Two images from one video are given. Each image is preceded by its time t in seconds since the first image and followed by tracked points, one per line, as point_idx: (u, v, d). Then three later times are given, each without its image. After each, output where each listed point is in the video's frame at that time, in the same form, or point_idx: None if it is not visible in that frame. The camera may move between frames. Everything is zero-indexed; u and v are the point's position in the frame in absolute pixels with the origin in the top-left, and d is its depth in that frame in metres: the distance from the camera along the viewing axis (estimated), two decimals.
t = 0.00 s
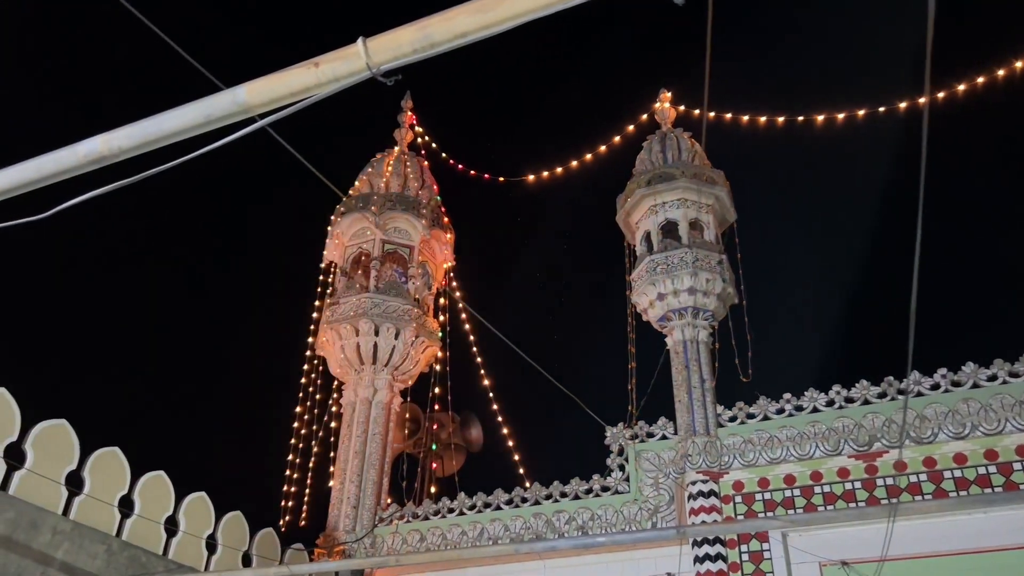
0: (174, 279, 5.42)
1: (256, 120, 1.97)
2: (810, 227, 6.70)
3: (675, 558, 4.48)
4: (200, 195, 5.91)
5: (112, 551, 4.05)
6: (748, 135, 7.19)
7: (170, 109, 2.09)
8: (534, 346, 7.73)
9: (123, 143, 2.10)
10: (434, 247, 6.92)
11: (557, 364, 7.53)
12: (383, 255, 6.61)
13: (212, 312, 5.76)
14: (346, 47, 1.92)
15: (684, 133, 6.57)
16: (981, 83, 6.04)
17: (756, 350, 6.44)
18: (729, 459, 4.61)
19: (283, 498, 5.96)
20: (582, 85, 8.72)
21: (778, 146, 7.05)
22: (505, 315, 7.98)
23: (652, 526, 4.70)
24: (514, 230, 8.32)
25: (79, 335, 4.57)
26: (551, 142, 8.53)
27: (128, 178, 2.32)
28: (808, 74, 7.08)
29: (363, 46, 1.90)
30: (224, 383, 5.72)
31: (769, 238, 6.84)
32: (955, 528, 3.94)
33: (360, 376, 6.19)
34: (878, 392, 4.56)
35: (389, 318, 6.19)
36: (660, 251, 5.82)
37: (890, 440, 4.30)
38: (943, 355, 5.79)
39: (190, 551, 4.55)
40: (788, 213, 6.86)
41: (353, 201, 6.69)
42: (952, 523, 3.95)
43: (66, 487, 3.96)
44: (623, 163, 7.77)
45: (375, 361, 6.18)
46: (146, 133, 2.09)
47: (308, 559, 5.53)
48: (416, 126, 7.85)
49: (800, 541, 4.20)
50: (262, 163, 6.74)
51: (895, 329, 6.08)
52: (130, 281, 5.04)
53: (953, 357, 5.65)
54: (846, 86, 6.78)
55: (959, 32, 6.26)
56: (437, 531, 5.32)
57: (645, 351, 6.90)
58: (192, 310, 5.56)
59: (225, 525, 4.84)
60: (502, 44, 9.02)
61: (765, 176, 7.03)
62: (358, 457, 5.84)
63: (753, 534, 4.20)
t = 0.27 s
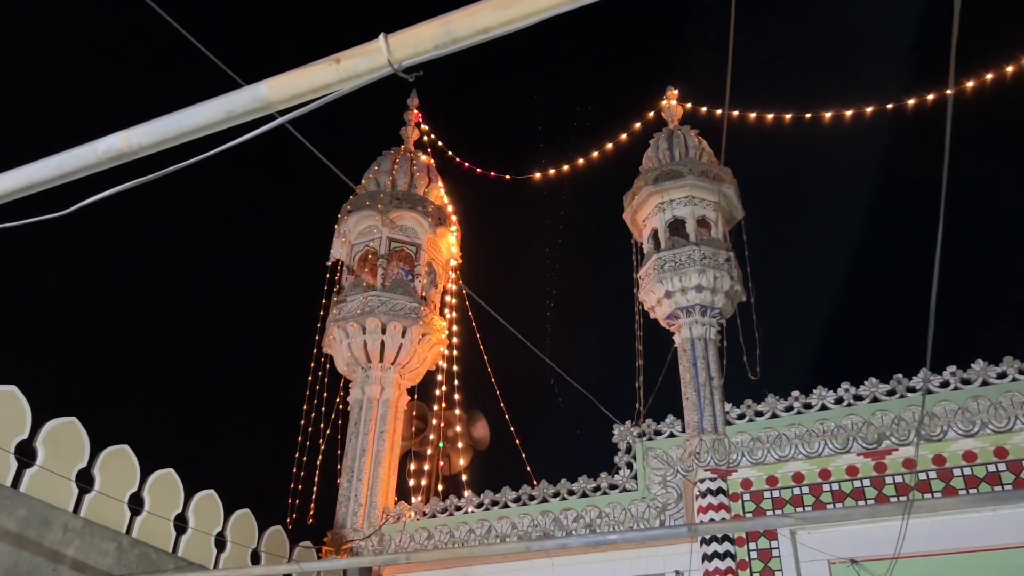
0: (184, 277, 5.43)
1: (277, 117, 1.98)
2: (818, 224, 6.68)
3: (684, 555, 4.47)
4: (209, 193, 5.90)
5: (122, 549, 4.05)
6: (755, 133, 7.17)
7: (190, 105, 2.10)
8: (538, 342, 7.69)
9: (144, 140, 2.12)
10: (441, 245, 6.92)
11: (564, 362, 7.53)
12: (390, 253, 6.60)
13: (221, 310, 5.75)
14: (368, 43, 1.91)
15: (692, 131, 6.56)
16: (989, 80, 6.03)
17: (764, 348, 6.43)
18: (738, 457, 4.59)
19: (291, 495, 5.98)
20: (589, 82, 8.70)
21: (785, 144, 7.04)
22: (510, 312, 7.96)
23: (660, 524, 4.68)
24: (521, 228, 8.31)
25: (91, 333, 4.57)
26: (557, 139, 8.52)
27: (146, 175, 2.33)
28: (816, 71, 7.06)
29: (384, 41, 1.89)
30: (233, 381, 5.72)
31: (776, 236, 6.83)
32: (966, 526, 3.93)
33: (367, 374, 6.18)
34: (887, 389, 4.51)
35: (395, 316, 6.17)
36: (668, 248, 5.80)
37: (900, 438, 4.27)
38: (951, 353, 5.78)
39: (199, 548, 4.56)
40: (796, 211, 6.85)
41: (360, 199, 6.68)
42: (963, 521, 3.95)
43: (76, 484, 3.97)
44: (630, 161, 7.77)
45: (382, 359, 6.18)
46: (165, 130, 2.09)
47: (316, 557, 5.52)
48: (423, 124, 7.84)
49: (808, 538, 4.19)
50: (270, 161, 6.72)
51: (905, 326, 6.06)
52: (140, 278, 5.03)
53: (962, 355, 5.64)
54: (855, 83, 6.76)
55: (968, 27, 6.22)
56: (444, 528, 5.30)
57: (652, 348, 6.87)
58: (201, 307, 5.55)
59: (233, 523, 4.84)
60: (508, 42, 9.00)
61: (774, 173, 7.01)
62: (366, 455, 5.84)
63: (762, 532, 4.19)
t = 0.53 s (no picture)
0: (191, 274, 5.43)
1: (290, 111, 1.98)
2: (824, 223, 6.70)
3: (689, 553, 4.47)
4: (218, 190, 5.89)
5: (128, 545, 4.04)
6: (760, 130, 7.16)
7: (202, 99, 2.09)
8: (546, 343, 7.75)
9: (155, 135, 2.12)
10: (445, 243, 6.91)
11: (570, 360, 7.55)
12: (394, 250, 6.60)
13: (227, 308, 5.75)
14: (380, 36, 1.91)
15: (696, 128, 6.55)
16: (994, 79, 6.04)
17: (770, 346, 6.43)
18: (743, 454, 4.58)
19: (296, 492, 5.98)
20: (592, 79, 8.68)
21: (791, 142, 7.03)
22: (517, 311, 7.99)
23: (665, 522, 4.66)
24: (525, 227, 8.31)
25: (96, 330, 4.57)
26: (561, 137, 8.50)
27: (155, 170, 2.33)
28: (821, 68, 7.03)
29: (398, 35, 1.89)
30: (238, 378, 5.71)
31: (782, 234, 6.81)
32: (972, 524, 3.92)
33: (371, 372, 6.18)
34: (892, 387, 4.48)
35: (399, 313, 6.16)
36: (672, 246, 5.79)
37: (905, 436, 4.26)
38: (957, 351, 5.79)
39: (205, 545, 4.55)
40: (801, 210, 6.84)
41: (364, 197, 6.67)
42: (969, 519, 3.94)
43: (82, 480, 3.97)
44: (635, 159, 7.76)
45: (387, 356, 6.18)
46: (176, 125, 2.09)
47: (320, 554, 5.51)
48: (427, 122, 7.83)
49: (813, 536, 4.19)
50: (278, 158, 6.71)
51: (912, 324, 6.05)
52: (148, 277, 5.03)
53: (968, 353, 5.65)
54: (860, 80, 6.74)
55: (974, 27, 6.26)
56: (448, 526, 5.29)
57: (657, 347, 6.90)
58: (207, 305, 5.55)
59: (238, 520, 4.84)
60: (512, 39, 8.98)
61: (779, 171, 7.01)
62: (370, 452, 5.85)
63: (767, 530, 4.19)
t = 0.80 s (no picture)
0: (193, 270, 5.42)
1: (297, 105, 1.97)
2: (827, 222, 6.71)
3: (690, 551, 4.47)
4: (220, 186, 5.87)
5: (130, 541, 4.02)
6: (763, 128, 7.14)
7: (208, 93, 2.09)
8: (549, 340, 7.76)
9: (161, 128, 2.11)
10: (447, 240, 6.90)
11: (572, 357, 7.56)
12: (396, 247, 6.59)
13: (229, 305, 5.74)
14: (389, 29, 1.91)
15: (698, 126, 6.54)
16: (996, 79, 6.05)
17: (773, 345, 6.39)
18: (744, 453, 4.59)
19: (297, 489, 5.99)
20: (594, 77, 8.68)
21: (794, 140, 7.03)
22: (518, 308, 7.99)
23: (666, 520, 4.66)
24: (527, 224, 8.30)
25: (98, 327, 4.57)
26: (563, 134, 8.50)
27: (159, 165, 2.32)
28: (824, 67, 7.03)
29: (406, 28, 1.89)
30: (240, 374, 5.71)
31: (785, 233, 6.83)
32: (974, 523, 3.92)
33: (372, 369, 6.18)
34: (893, 386, 4.47)
35: (401, 310, 6.15)
36: (674, 244, 5.79)
37: (907, 435, 4.26)
38: (959, 351, 5.79)
39: (206, 541, 4.54)
40: (802, 208, 6.85)
41: (366, 194, 6.66)
42: (970, 518, 3.93)
43: (84, 475, 3.97)
44: (638, 157, 7.76)
45: (388, 353, 6.17)
46: (181, 118, 2.08)
47: (321, 550, 5.51)
48: (429, 119, 7.82)
49: (815, 534, 4.19)
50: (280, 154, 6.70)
51: (914, 323, 6.06)
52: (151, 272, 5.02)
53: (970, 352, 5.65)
54: (862, 79, 6.74)
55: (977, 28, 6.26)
56: (449, 523, 5.29)
57: (659, 345, 6.91)
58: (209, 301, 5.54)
59: (240, 516, 4.83)
60: (514, 37, 8.97)
61: (781, 169, 7.00)
62: (371, 449, 5.84)
63: (768, 528, 4.19)
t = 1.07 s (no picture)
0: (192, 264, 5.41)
1: (300, 98, 1.97)
2: (826, 222, 6.72)
3: (687, 550, 4.47)
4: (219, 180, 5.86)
5: (126, 534, 4.02)
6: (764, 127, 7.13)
7: (210, 85, 2.08)
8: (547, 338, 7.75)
9: (163, 120, 2.11)
10: (446, 237, 6.90)
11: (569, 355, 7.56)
12: (395, 243, 6.58)
13: (227, 299, 5.73)
14: (393, 24, 1.91)
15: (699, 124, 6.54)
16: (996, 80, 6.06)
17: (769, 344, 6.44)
18: (741, 452, 4.59)
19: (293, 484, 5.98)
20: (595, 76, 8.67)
21: (794, 140, 7.02)
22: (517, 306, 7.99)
23: (662, 518, 4.66)
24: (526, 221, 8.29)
25: (97, 319, 4.55)
26: (563, 131, 8.49)
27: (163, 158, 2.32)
28: (825, 68, 7.04)
29: (410, 23, 1.88)
30: (238, 369, 5.70)
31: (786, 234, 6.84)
32: (970, 524, 3.92)
33: (370, 365, 6.17)
34: (891, 387, 4.47)
35: (399, 307, 6.14)
36: (673, 243, 5.78)
37: (903, 435, 4.26)
38: (956, 352, 5.81)
39: (202, 534, 4.54)
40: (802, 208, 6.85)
41: (365, 189, 6.65)
42: (966, 519, 3.94)
43: (80, 468, 3.96)
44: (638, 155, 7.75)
45: (385, 349, 6.16)
46: (184, 110, 2.08)
47: (317, 546, 5.50)
48: (429, 115, 7.80)
49: (810, 533, 4.20)
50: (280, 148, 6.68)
51: (911, 324, 6.08)
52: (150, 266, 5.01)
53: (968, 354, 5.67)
54: (863, 80, 6.75)
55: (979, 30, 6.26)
56: (446, 519, 5.29)
57: (657, 344, 6.92)
58: (208, 296, 5.53)
59: (235, 511, 4.83)
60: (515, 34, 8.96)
61: (781, 169, 7.01)
62: (367, 444, 5.84)
63: (764, 527, 4.20)
